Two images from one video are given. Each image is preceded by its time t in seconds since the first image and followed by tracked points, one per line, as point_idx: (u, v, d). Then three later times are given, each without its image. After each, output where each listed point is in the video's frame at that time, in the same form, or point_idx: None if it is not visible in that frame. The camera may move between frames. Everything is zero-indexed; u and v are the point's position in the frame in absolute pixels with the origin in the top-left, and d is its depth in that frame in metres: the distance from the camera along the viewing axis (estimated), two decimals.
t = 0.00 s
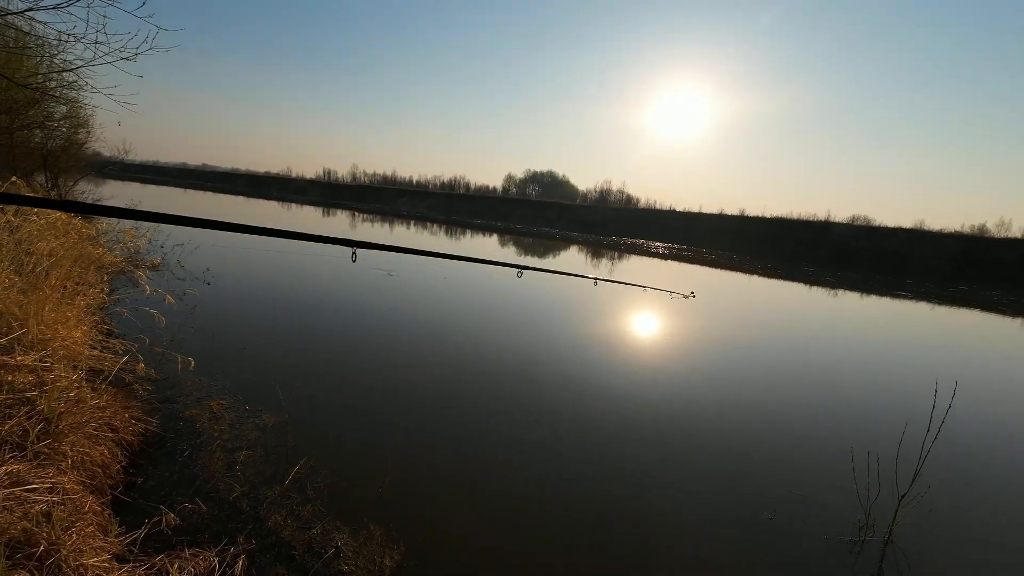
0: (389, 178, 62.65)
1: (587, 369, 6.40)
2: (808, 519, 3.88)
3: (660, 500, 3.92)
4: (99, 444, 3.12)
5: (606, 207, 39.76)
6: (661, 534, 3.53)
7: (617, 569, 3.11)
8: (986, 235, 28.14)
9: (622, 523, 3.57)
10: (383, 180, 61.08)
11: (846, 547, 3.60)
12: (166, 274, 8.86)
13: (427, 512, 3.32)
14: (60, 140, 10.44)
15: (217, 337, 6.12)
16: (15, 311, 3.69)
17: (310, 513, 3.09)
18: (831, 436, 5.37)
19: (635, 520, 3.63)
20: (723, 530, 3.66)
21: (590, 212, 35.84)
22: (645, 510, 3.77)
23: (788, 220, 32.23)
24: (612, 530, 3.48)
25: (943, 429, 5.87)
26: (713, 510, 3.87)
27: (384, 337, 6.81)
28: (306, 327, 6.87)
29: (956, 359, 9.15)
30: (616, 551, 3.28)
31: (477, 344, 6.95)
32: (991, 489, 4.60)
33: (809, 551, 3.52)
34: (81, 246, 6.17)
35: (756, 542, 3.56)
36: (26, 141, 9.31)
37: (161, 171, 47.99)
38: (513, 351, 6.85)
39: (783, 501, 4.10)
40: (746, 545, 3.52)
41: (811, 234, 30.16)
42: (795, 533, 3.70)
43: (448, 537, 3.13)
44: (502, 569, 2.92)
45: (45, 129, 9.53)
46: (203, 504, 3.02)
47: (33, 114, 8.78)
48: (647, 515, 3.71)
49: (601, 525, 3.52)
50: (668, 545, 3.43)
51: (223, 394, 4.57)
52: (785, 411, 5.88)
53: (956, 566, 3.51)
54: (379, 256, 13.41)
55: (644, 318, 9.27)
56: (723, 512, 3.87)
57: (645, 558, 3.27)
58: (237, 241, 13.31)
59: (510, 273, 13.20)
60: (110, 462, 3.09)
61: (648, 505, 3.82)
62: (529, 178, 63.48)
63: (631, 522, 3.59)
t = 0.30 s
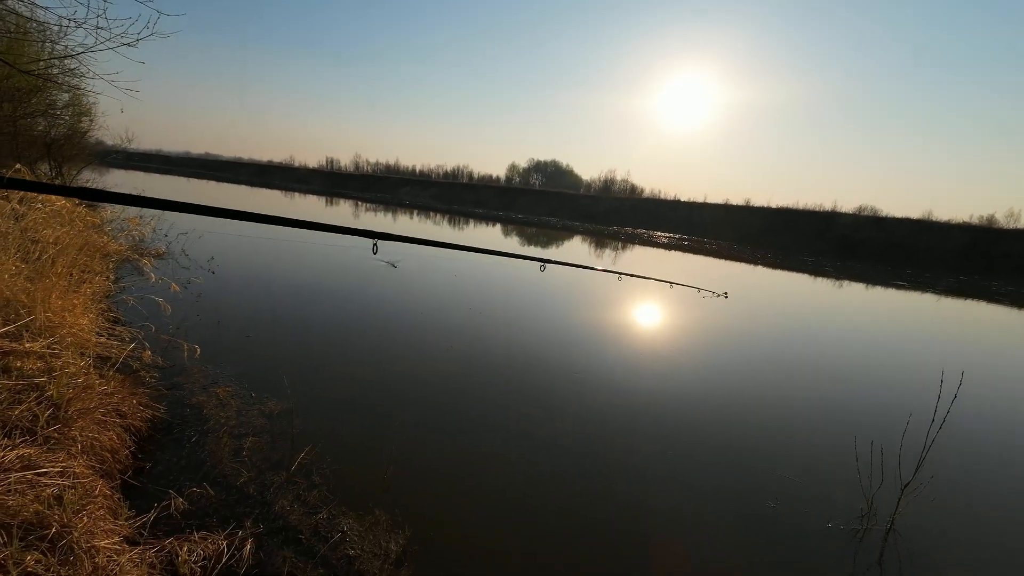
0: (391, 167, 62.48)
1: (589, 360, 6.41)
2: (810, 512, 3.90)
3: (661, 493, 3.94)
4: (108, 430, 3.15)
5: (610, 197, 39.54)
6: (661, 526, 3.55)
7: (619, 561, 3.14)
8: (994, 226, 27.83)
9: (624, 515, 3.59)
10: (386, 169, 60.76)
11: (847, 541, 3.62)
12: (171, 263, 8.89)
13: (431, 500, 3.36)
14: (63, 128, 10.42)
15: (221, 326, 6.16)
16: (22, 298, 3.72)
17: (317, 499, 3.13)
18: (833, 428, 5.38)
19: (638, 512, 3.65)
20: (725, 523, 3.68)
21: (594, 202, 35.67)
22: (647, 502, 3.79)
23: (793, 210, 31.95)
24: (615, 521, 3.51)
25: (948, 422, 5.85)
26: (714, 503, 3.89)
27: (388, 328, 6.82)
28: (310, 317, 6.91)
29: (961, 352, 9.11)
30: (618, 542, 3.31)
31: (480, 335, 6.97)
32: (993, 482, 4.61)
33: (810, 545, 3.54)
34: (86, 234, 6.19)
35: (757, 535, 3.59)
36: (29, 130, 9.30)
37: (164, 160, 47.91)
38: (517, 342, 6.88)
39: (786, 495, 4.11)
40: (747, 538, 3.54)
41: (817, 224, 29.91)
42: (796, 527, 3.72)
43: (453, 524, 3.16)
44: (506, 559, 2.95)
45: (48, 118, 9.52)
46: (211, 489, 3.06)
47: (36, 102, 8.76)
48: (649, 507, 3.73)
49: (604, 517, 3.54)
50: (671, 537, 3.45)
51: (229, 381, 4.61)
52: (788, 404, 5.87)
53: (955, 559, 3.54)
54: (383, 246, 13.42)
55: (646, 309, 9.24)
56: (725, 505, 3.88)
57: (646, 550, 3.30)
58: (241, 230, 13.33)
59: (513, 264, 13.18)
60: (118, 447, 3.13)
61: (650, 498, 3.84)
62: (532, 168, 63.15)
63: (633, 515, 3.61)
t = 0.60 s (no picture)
0: (403, 157, 62.47)
1: (602, 352, 6.37)
2: (827, 506, 3.85)
3: (676, 485, 3.92)
4: (134, 413, 3.23)
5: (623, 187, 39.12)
6: (677, 519, 3.53)
7: (633, 552, 3.13)
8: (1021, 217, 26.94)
9: (639, 507, 3.58)
10: (398, 159, 60.88)
11: (866, 537, 3.56)
12: (190, 252, 9.03)
13: (448, 487, 3.38)
14: (83, 120, 10.59)
15: (239, 313, 6.25)
16: (49, 284, 3.81)
17: (336, 483, 3.18)
18: (852, 423, 5.30)
19: (652, 505, 3.63)
20: (740, 516, 3.64)
21: (606, 192, 35.30)
22: (661, 494, 3.77)
23: (811, 200, 31.29)
24: (629, 513, 3.50)
25: (970, 418, 5.72)
26: (729, 496, 3.86)
27: (401, 317, 6.86)
28: (326, 305, 6.98)
29: (984, 347, 8.89)
30: (633, 533, 3.30)
31: (494, 325, 6.98)
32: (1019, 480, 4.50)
33: (828, 541, 3.49)
34: (107, 223, 6.31)
35: (773, 529, 3.55)
36: (50, 121, 9.47)
37: (181, 151, 48.56)
38: (530, 333, 6.87)
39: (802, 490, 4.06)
40: (764, 532, 3.50)
41: (835, 215, 29.27)
42: (814, 521, 3.67)
43: (470, 510, 3.19)
44: (520, 548, 2.97)
45: (69, 109, 9.67)
46: (233, 472, 3.12)
47: (57, 93, 8.90)
48: (663, 499, 3.71)
49: (618, 508, 3.53)
50: (685, 529, 3.43)
51: (248, 367, 4.68)
52: (804, 398, 5.78)
53: (980, 555, 3.47)
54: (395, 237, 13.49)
55: (660, 301, 9.15)
56: (740, 498, 3.85)
57: (663, 542, 3.28)
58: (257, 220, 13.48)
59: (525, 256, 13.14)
60: (144, 430, 3.20)
61: (665, 491, 3.82)
62: (544, 158, 62.69)
63: (648, 507, 3.60)
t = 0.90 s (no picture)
0: (422, 154, 62.81)
1: (625, 349, 6.32)
2: (865, 511, 3.74)
3: (707, 486, 3.86)
4: (178, 404, 3.35)
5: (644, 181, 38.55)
6: (710, 520, 3.49)
7: (665, 554, 3.10)
8: None
9: (669, 508, 3.55)
10: (418, 155, 61.30)
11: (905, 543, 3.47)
12: (223, 248, 9.30)
13: (480, 482, 3.42)
14: (120, 120, 10.97)
15: (271, 308, 6.41)
16: (96, 280, 3.97)
17: (370, 475, 3.24)
18: (889, 424, 5.14)
19: (682, 505, 3.60)
20: (774, 519, 3.57)
21: (628, 186, 34.83)
22: (692, 496, 3.72)
23: (842, 193, 30.27)
24: (658, 513, 3.48)
25: (1015, 422, 5.48)
26: (761, 498, 3.79)
27: (425, 313, 6.93)
28: (353, 301, 7.11)
29: None
30: (664, 535, 3.27)
31: (518, 321, 6.99)
32: None
33: (866, 545, 3.41)
34: (147, 220, 6.54)
35: (807, 532, 3.48)
36: (91, 123, 9.83)
37: (210, 149, 49.90)
38: (554, 328, 6.86)
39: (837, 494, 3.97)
40: (798, 535, 3.44)
41: (868, 208, 28.27)
42: (850, 525, 3.58)
43: (502, 507, 3.22)
44: (551, 545, 2.98)
45: (107, 110, 10.03)
46: (272, 462, 3.21)
47: (96, 96, 9.23)
48: (694, 500, 3.67)
49: (645, 507, 3.51)
50: (717, 532, 3.39)
51: (282, 360, 4.80)
52: (834, 398, 5.61)
53: None
54: (418, 234, 13.62)
55: (682, 298, 9.02)
56: (772, 500, 3.78)
57: (696, 543, 3.25)
58: (284, 217, 13.78)
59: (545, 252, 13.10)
60: (188, 420, 3.32)
61: (695, 491, 3.77)
62: (564, 152, 62.24)
63: (678, 507, 3.56)
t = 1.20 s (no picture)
0: (445, 156, 63.44)
1: (647, 349, 6.21)
2: (915, 520, 3.57)
3: (745, 492, 3.75)
4: (220, 404, 3.46)
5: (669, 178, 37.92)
6: (750, 525, 3.40)
7: (704, 560, 3.03)
8: None
9: (707, 513, 3.46)
10: (441, 157, 61.93)
11: (960, 557, 3.28)
12: (257, 253, 9.60)
13: (512, 483, 3.42)
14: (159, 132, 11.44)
15: (304, 310, 6.58)
16: (142, 285, 4.15)
17: (403, 475, 3.28)
18: (936, 429, 4.93)
19: (721, 511, 3.50)
20: (818, 527, 3.45)
21: (652, 184, 34.33)
22: (730, 501, 3.62)
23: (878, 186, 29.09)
24: (696, 518, 3.39)
25: None
26: (803, 505, 3.66)
27: (449, 315, 6.98)
28: (382, 303, 7.23)
29: None
30: (703, 541, 3.19)
31: (543, 321, 6.98)
32: None
33: (917, 558, 3.24)
34: (186, 227, 6.81)
35: (853, 543, 3.33)
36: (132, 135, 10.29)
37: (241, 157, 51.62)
38: (581, 328, 6.82)
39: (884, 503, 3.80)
40: (844, 545, 3.30)
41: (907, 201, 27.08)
42: (899, 538, 3.41)
43: (536, 508, 3.21)
44: (587, 548, 2.95)
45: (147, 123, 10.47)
46: (309, 461, 3.28)
47: (137, 109, 9.65)
48: (733, 506, 3.56)
49: (682, 512, 3.43)
50: (758, 539, 3.28)
51: (315, 361, 4.91)
52: (858, 400, 5.40)
53: None
54: (442, 237, 13.77)
55: (709, 297, 8.80)
56: (816, 509, 3.64)
57: (737, 550, 3.16)
58: (313, 222, 14.14)
59: (568, 253, 13.03)
60: (228, 419, 3.43)
61: (733, 497, 3.66)
62: (586, 151, 61.82)
63: (716, 512, 3.48)
